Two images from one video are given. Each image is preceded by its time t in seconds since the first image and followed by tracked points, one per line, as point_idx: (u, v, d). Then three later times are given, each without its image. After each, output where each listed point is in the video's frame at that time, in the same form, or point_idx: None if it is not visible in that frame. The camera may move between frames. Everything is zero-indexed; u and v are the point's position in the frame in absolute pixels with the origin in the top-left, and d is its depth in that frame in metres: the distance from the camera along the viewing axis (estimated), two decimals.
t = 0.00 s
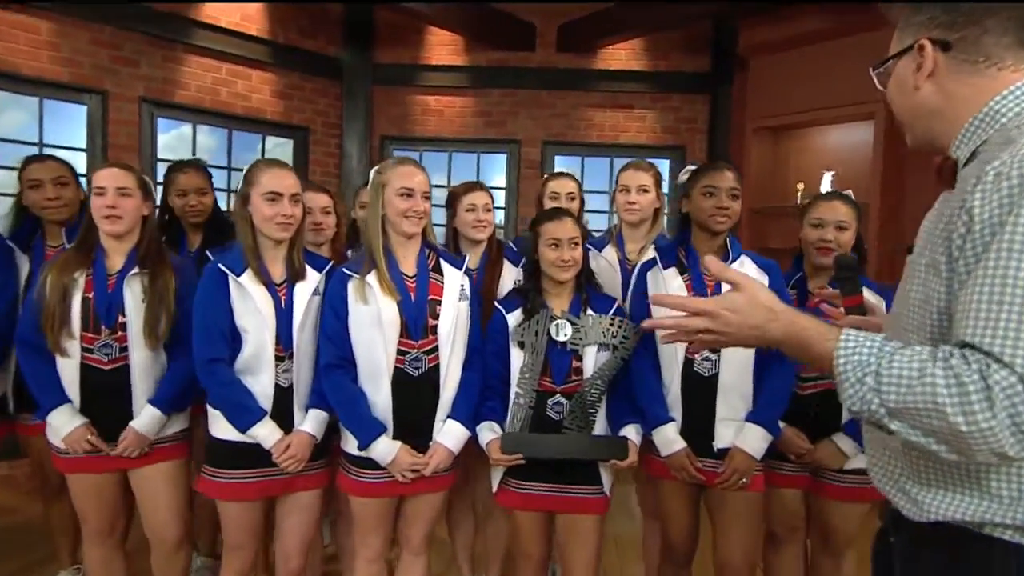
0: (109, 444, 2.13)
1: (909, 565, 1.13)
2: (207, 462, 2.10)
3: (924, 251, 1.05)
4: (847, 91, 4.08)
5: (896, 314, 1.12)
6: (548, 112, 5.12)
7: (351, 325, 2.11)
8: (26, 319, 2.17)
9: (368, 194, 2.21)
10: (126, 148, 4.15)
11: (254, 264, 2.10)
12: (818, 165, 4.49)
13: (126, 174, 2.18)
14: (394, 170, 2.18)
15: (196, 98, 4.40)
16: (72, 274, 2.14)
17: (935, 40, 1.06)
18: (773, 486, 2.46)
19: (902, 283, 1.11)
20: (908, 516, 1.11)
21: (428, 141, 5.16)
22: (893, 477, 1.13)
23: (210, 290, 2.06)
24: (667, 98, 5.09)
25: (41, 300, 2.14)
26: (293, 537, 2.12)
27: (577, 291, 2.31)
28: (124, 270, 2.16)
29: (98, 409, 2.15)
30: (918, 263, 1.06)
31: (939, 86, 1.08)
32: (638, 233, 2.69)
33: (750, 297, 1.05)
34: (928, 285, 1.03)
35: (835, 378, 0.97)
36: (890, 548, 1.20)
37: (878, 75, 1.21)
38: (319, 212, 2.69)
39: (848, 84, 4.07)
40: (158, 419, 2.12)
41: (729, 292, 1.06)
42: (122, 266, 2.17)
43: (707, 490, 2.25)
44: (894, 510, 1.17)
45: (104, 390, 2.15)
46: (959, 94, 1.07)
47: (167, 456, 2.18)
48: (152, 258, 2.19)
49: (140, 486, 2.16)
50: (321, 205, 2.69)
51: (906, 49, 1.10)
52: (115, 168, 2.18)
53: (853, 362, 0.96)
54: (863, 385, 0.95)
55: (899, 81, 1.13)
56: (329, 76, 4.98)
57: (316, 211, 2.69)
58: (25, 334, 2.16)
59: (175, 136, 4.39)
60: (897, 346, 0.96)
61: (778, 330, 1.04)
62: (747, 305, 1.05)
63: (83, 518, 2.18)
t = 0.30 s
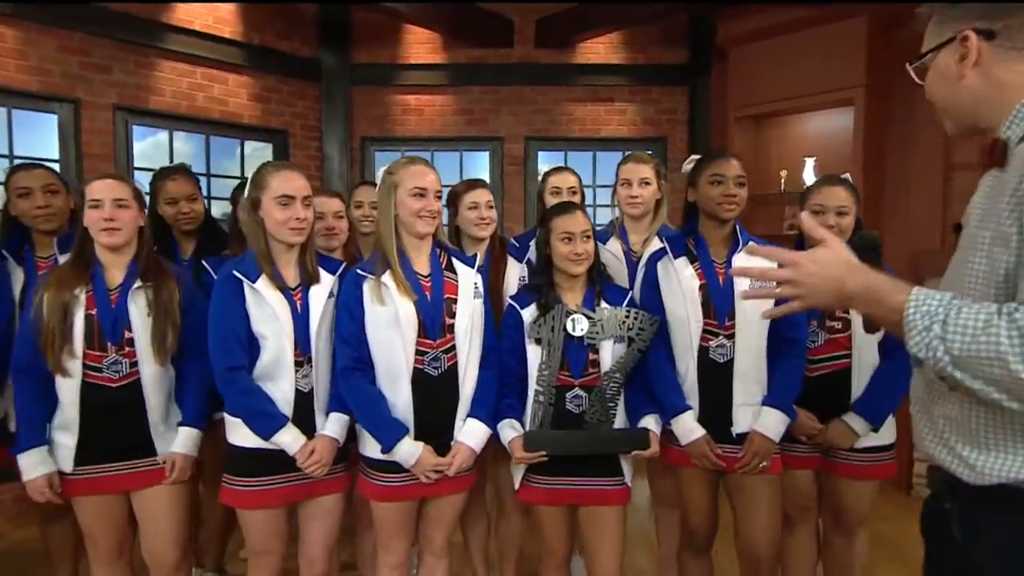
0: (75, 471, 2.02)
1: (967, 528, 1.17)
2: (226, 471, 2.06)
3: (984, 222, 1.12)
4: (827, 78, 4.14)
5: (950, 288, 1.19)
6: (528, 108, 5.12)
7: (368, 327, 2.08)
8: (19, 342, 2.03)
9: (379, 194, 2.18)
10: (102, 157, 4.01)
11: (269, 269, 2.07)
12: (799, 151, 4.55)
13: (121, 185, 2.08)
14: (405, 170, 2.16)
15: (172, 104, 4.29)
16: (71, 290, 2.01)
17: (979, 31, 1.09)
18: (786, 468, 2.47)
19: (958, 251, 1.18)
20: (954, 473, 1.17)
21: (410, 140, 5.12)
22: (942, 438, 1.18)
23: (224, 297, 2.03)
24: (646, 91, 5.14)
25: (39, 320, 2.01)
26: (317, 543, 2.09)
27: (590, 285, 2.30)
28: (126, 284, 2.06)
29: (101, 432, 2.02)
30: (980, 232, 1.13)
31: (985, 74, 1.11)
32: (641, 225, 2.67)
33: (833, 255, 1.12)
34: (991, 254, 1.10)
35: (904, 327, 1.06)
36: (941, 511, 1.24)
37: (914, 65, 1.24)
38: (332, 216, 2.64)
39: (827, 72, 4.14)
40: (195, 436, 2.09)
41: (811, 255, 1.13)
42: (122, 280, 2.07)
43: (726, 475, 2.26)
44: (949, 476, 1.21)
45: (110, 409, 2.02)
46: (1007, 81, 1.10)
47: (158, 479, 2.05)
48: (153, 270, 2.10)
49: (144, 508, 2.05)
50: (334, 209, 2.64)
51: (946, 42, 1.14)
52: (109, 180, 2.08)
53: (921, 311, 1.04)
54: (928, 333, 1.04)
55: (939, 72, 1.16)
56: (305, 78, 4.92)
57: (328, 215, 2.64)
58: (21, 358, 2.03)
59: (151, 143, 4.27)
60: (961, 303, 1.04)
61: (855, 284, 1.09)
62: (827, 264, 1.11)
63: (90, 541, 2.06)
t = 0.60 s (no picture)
0: (86, 461, 1.98)
1: (990, 500, 1.24)
2: (239, 462, 2.01)
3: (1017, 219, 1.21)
4: (831, 77, 4.18)
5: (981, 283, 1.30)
6: (530, 100, 5.12)
7: (387, 317, 2.06)
8: (30, 332, 2.00)
9: (400, 182, 2.17)
10: (99, 142, 3.93)
11: (286, 259, 2.02)
12: (802, 148, 4.58)
13: (135, 171, 2.05)
14: (427, 159, 2.15)
15: (170, 89, 4.23)
16: (87, 277, 1.98)
17: None
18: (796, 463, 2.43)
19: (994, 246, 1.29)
20: (975, 446, 1.27)
21: (411, 131, 5.09)
22: (968, 414, 1.29)
23: (240, 285, 1.99)
24: (648, 85, 5.15)
25: (53, 308, 1.98)
26: (330, 535, 2.04)
27: (606, 278, 2.27)
28: (142, 271, 2.04)
29: (115, 421, 1.99)
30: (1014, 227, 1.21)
31: None
32: (653, 218, 2.67)
33: (903, 247, 1.26)
34: None
35: (943, 308, 1.21)
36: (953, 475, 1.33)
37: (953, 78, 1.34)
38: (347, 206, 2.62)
39: (831, 71, 4.18)
40: (218, 427, 2.08)
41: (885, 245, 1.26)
42: (138, 268, 2.04)
43: (740, 469, 2.26)
44: (971, 453, 1.28)
45: (126, 397, 2.00)
46: None
47: (166, 471, 2.03)
48: (169, 258, 2.07)
49: (156, 499, 2.02)
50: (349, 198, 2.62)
51: (992, 53, 1.25)
52: (124, 166, 2.05)
53: (955, 295, 1.19)
54: (961, 314, 1.18)
55: (983, 81, 1.26)
56: (306, 65, 4.88)
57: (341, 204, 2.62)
58: (32, 347, 1.99)
59: (148, 129, 4.20)
60: (995, 290, 1.18)
61: (912, 270, 1.23)
62: (892, 256, 1.25)
63: (102, 531, 2.03)
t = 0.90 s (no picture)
0: (103, 452, 1.98)
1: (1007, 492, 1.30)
2: (250, 460, 2.00)
3: None
4: (843, 81, 4.17)
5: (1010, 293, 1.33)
6: (538, 100, 5.12)
7: (401, 316, 2.05)
8: (49, 324, 1.99)
9: (419, 178, 2.16)
10: (107, 135, 3.92)
11: (299, 256, 2.01)
12: (810, 153, 4.58)
13: (155, 165, 2.04)
14: (446, 157, 2.13)
15: (179, 83, 4.22)
16: (106, 269, 1.98)
17: None
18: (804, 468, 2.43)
19: (1014, 264, 1.34)
20: (1002, 449, 1.32)
21: (418, 128, 5.09)
22: (991, 416, 1.33)
23: (253, 283, 1.97)
24: (657, 86, 5.16)
25: (73, 300, 1.97)
26: (339, 534, 2.04)
27: (617, 280, 2.26)
28: (161, 265, 2.04)
29: (132, 412, 2.00)
30: None
31: None
32: (665, 220, 2.65)
33: (924, 270, 1.24)
34: None
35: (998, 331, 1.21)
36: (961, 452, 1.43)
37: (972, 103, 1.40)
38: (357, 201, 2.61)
39: (841, 76, 4.18)
40: (231, 422, 2.08)
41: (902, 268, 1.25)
42: (157, 261, 2.05)
43: (748, 475, 2.25)
44: (993, 451, 1.34)
45: (144, 390, 2.00)
46: None
47: (180, 464, 2.02)
48: (188, 252, 2.08)
49: (167, 493, 2.02)
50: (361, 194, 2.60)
51: (1013, 81, 1.32)
52: (144, 159, 2.04)
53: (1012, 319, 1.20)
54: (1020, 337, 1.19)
55: (1005, 107, 1.33)
56: (314, 60, 4.86)
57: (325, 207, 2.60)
58: (52, 340, 1.98)
59: (156, 122, 4.19)
60: None
61: (945, 296, 1.21)
62: (916, 278, 1.23)
63: (111, 526, 2.03)
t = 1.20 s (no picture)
0: (105, 453, 1.97)
1: (1013, 482, 1.35)
2: (244, 463, 1.99)
3: None
4: (833, 82, 4.20)
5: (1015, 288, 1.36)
6: (530, 100, 5.13)
7: (396, 317, 2.05)
8: (54, 321, 1.99)
9: (414, 178, 2.15)
10: (95, 134, 3.89)
11: (292, 257, 2.01)
12: (800, 154, 4.61)
13: (159, 162, 2.03)
14: (442, 158, 2.13)
15: (168, 82, 4.20)
16: (111, 266, 1.97)
17: None
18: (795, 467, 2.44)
19: (1015, 263, 1.36)
20: (1010, 442, 1.36)
21: (410, 128, 5.08)
22: (999, 409, 1.37)
23: (246, 284, 1.97)
24: (648, 87, 5.18)
25: (78, 297, 1.96)
26: (334, 537, 2.03)
27: (610, 281, 2.27)
28: (165, 262, 2.03)
29: (136, 411, 1.98)
30: None
31: None
32: (658, 221, 2.65)
33: (956, 267, 1.29)
34: None
35: None
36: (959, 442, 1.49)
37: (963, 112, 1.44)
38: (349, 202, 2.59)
39: (830, 78, 4.22)
40: (239, 421, 2.05)
41: (933, 267, 1.29)
42: (161, 258, 2.04)
43: (741, 474, 2.27)
44: (999, 443, 1.38)
45: (149, 388, 1.99)
46: None
47: (186, 466, 2.02)
48: (192, 249, 2.07)
49: (167, 495, 2.02)
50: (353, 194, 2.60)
51: (1004, 92, 1.35)
52: (149, 156, 2.03)
53: None
54: None
55: (994, 117, 1.37)
56: (305, 60, 4.85)
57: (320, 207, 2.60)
58: (58, 337, 1.98)
59: (145, 121, 4.17)
60: None
61: (982, 294, 1.26)
62: (948, 275, 1.27)
63: (116, 526, 2.01)
